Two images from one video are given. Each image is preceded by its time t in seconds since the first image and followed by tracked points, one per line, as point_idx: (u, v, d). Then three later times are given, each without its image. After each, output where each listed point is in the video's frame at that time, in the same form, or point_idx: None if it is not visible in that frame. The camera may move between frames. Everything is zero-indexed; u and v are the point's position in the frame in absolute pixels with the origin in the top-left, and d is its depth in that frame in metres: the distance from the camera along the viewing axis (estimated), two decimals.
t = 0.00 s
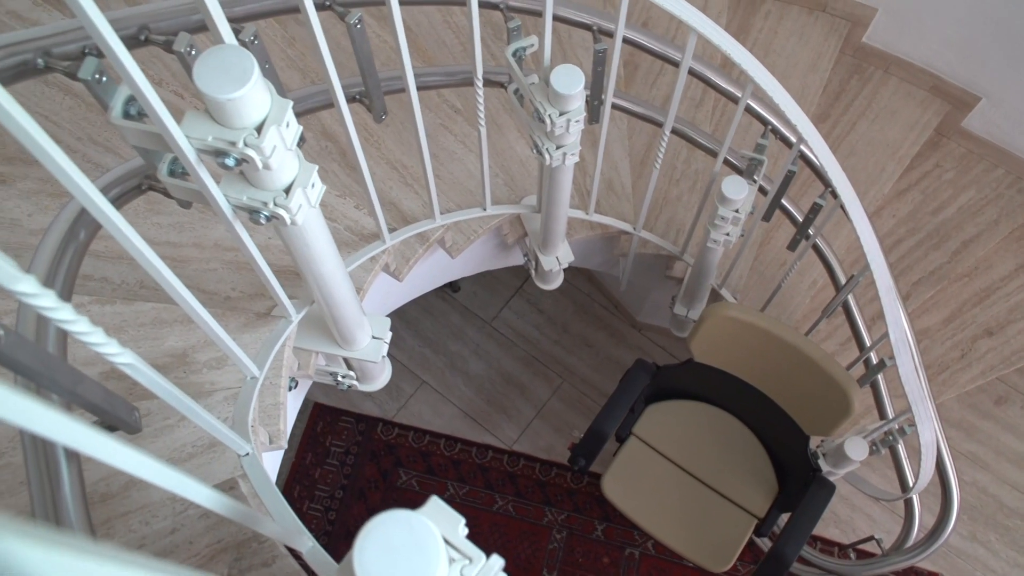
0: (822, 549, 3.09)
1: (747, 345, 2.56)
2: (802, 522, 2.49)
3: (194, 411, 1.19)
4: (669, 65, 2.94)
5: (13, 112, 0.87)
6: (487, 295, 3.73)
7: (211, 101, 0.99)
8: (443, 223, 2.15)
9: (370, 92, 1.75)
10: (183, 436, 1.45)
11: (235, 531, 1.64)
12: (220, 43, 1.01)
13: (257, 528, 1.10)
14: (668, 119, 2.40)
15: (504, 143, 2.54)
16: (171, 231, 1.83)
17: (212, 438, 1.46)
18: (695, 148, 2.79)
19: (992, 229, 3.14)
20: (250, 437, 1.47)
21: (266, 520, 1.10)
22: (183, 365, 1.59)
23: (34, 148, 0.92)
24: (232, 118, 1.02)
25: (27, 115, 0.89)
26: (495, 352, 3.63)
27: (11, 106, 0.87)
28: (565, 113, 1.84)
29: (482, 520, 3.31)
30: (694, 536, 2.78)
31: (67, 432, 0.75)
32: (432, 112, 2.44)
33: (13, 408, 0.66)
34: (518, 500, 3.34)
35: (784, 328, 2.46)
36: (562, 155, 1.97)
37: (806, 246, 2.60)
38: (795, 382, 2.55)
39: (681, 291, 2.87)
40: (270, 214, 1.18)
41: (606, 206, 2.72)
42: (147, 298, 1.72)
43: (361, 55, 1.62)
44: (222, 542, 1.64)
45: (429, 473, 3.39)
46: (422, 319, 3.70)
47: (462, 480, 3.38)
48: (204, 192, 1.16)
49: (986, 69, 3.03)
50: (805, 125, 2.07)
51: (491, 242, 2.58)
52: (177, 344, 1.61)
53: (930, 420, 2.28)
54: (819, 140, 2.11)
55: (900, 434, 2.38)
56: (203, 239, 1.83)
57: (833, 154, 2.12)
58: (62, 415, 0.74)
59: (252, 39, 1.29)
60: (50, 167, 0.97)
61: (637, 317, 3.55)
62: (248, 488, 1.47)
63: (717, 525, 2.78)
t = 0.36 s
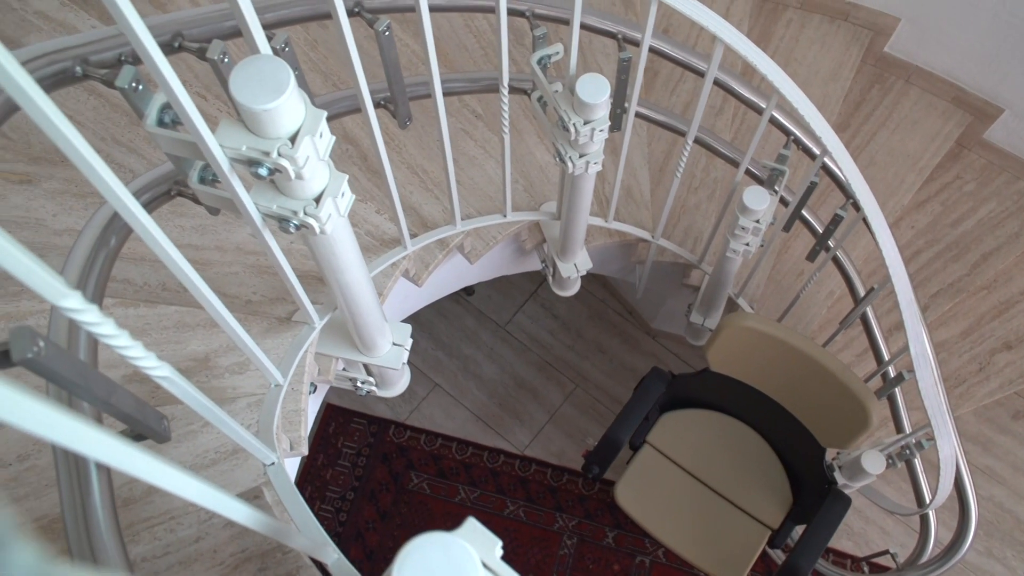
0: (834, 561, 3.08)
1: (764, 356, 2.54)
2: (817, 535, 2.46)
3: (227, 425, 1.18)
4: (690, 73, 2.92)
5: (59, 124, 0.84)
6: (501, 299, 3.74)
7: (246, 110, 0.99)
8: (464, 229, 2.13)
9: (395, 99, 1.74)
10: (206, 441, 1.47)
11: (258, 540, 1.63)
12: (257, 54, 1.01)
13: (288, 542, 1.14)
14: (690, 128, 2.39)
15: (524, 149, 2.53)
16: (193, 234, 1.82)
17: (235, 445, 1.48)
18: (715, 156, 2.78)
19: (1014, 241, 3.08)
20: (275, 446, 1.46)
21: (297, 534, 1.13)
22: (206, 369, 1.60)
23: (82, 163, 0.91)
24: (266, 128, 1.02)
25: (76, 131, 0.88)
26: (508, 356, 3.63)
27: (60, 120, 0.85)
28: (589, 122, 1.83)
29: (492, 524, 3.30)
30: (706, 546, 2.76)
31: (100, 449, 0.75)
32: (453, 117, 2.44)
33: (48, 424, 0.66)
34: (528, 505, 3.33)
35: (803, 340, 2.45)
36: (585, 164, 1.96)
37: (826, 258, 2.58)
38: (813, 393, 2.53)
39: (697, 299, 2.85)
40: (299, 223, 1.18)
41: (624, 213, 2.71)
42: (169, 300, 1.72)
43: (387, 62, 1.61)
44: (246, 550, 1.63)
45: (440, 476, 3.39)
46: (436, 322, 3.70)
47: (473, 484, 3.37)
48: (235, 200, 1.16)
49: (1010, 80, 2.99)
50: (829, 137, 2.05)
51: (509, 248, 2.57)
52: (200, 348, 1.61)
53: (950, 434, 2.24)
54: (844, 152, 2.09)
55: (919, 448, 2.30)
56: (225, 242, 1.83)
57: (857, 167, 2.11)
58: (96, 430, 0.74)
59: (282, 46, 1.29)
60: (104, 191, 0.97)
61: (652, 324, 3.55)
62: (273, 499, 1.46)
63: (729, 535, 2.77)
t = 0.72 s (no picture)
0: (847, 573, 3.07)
1: (781, 366, 2.52)
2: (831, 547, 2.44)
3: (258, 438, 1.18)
4: (709, 80, 2.91)
5: (105, 139, 0.85)
6: (515, 303, 3.75)
7: (279, 119, 0.99)
8: (484, 235, 2.13)
9: (420, 105, 1.73)
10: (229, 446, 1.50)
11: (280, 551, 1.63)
12: (292, 64, 1.01)
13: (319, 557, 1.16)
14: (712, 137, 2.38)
15: (544, 155, 2.53)
16: (214, 236, 1.82)
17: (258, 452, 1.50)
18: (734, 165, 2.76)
19: None
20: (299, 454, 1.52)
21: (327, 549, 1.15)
22: (227, 373, 1.61)
23: (123, 178, 0.91)
24: (300, 138, 1.01)
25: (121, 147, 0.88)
26: (521, 360, 3.63)
27: (107, 136, 0.85)
28: (613, 131, 1.82)
29: (503, 529, 3.29)
30: (719, 556, 2.75)
31: (141, 467, 0.76)
32: (474, 122, 2.44)
33: (92, 444, 0.67)
34: (539, 510, 3.33)
35: (821, 351, 2.42)
36: (607, 172, 1.95)
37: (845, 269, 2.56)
38: (830, 405, 2.51)
39: (713, 308, 2.84)
40: (328, 232, 1.18)
41: (642, 221, 2.70)
42: (190, 302, 1.71)
43: (413, 69, 1.61)
44: (269, 561, 1.64)
45: (451, 479, 3.38)
46: (450, 325, 3.72)
47: (484, 488, 3.37)
48: (264, 208, 1.16)
49: None
50: (854, 149, 2.04)
51: (527, 255, 2.57)
52: (222, 352, 1.63)
53: (969, 450, 2.21)
54: (867, 165, 2.07)
55: (935, 462, 2.25)
56: (246, 246, 1.83)
57: (881, 180, 2.09)
58: (137, 448, 0.75)
59: (312, 52, 1.29)
60: (145, 204, 0.98)
61: (666, 331, 3.56)
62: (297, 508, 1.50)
63: (742, 545, 2.76)
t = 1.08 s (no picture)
0: None
1: (798, 377, 2.50)
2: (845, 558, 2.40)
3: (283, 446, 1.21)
4: (727, 88, 2.90)
5: (147, 154, 0.84)
6: (527, 307, 3.75)
7: (311, 129, 0.98)
8: (501, 241, 2.12)
9: (442, 111, 1.73)
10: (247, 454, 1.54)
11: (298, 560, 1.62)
12: (325, 73, 1.01)
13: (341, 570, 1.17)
14: (731, 145, 2.37)
15: (560, 161, 2.52)
16: (235, 239, 1.83)
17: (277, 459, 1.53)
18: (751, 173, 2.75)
19: None
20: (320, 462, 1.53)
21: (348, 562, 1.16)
22: (245, 377, 1.63)
23: (165, 196, 0.91)
24: (330, 148, 1.01)
25: (163, 164, 0.88)
26: (532, 364, 3.63)
27: (149, 149, 0.85)
28: (634, 140, 1.81)
29: (512, 533, 3.29)
30: (730, 565, 2.74)
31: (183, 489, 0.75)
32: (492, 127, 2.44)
33: (148, 473, 0.67)
34: (548, 515, 3.32)
35: (837, 361, 2.41)
36: (627, 180, 1.94)
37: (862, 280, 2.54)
38: (846, 416, 2.50)
39: (727, 316, 2.82)
40: (353, 240, 1.17)
41: (658, 228, 2.70)
42: (210, 306, 1.72)
43: (437, 76, 1.61)
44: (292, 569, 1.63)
45: (460, 483, 3.38)
46: (462, 328, 3.72)
47: (493, 492, 3.36)
48: (292, 217, 1.16)
49: None
50: (876, 160, 2.02)
51: (543, 261, 2.57)
52: (241, 356, 1.64)
53: (986, 465, 2.18)
54: (889, 177, 2.06)
55: (950, 476, 2.23)
56: (265, 249, 1.83)
57: (902, 193, 2.07)
58: (188, 476, 0.74)
59: (339, 60, 1.30)
60: (177, 214, 0.96)
61: (678, 337, 3.55)
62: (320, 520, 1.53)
63: (754, 555, 2.74)
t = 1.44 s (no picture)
0: None
1: (811, 386, 2.48)
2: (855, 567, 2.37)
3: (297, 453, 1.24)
4: (742, 93, 2.88)
5: (178, 163, 0.83)
6: (537, 310, 3.75)
7: (335, 138, 0.98)
8: (516, 246, 2.11)
9: (460, 115, 1.72)
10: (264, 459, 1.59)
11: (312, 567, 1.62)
12: (349, 81, 1.00)
13: None
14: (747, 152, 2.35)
15: (574, 166, 2.51)
16: (250, 242, 1.83)
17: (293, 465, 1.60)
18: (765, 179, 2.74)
19: None
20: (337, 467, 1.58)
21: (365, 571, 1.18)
22: (261, 381, 1.63)
23: (192, 205, 0.90)
24: (354, 157, 1.01)
25: (192, 171, 0.86)
26: (541, 368, 3.62)
27: (177, 156, 0.83)
28: (652, 147, 1.80)
29: (520, 537, 3.29)
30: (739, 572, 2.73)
31: (236, 517, 0.74)
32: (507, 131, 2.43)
33: (201, 501, 0.65)
34: (556, 519, 3.32)
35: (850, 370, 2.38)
36: (643, 187, 1.93)
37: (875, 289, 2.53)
38: (859, 426, 2.47)
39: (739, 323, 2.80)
40: (374, 248, 1.17)
41: (670, 233, 2.69)
42: (226, 308, 1.72)
43: (456, 81, 1.60)
44: None
45: (468, 485, 3.37)
46: (471, 330, 3.72)
47: (501, 495, 3.36)
48: (313, 224, 1.16)
49: None
50: (894, 171, 2.01)
51: (555, 265, 2.56)
52: (256, 360, 1.65)
53: (1001, 477, 2.16)
54: (907, 187, 2.04)
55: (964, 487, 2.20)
56: (280, 252, 1.83)
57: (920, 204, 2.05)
58: (236, 502, 0.72)
59: (362, 66, 1.30)
60: (198, 215, 0.93)
61: (688, 342, 3.55)
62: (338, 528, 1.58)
63: (762, 563, 2.74)
